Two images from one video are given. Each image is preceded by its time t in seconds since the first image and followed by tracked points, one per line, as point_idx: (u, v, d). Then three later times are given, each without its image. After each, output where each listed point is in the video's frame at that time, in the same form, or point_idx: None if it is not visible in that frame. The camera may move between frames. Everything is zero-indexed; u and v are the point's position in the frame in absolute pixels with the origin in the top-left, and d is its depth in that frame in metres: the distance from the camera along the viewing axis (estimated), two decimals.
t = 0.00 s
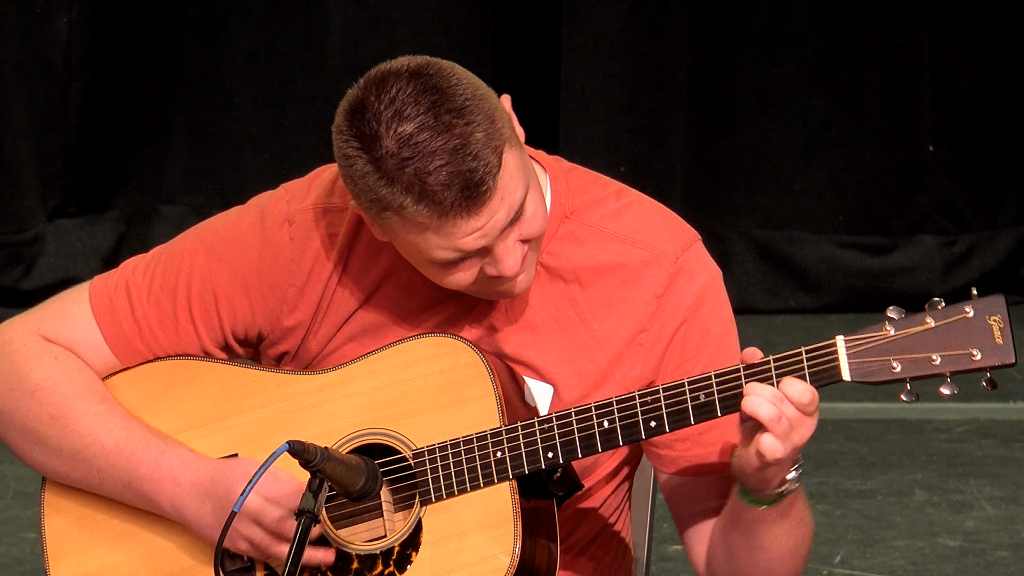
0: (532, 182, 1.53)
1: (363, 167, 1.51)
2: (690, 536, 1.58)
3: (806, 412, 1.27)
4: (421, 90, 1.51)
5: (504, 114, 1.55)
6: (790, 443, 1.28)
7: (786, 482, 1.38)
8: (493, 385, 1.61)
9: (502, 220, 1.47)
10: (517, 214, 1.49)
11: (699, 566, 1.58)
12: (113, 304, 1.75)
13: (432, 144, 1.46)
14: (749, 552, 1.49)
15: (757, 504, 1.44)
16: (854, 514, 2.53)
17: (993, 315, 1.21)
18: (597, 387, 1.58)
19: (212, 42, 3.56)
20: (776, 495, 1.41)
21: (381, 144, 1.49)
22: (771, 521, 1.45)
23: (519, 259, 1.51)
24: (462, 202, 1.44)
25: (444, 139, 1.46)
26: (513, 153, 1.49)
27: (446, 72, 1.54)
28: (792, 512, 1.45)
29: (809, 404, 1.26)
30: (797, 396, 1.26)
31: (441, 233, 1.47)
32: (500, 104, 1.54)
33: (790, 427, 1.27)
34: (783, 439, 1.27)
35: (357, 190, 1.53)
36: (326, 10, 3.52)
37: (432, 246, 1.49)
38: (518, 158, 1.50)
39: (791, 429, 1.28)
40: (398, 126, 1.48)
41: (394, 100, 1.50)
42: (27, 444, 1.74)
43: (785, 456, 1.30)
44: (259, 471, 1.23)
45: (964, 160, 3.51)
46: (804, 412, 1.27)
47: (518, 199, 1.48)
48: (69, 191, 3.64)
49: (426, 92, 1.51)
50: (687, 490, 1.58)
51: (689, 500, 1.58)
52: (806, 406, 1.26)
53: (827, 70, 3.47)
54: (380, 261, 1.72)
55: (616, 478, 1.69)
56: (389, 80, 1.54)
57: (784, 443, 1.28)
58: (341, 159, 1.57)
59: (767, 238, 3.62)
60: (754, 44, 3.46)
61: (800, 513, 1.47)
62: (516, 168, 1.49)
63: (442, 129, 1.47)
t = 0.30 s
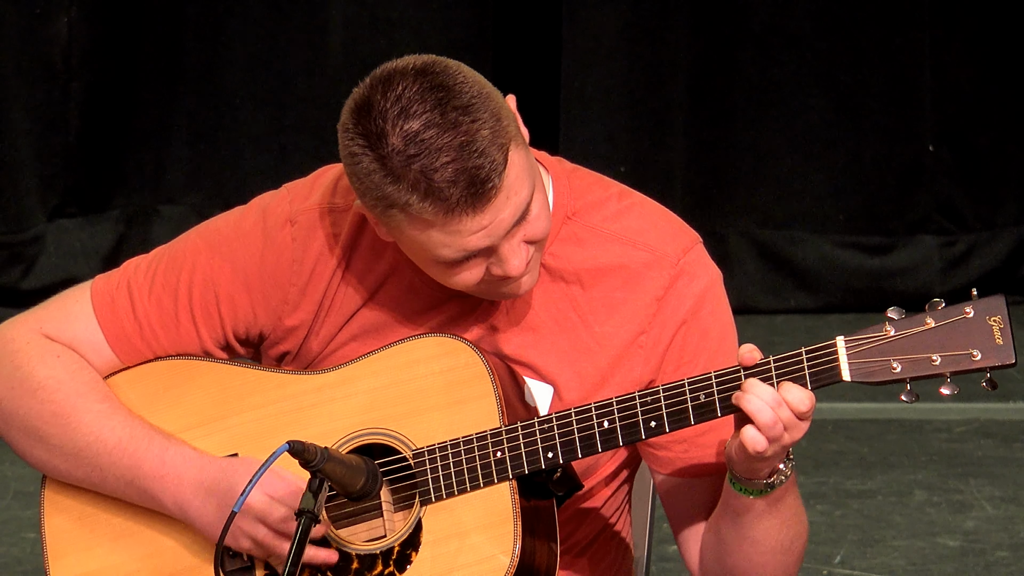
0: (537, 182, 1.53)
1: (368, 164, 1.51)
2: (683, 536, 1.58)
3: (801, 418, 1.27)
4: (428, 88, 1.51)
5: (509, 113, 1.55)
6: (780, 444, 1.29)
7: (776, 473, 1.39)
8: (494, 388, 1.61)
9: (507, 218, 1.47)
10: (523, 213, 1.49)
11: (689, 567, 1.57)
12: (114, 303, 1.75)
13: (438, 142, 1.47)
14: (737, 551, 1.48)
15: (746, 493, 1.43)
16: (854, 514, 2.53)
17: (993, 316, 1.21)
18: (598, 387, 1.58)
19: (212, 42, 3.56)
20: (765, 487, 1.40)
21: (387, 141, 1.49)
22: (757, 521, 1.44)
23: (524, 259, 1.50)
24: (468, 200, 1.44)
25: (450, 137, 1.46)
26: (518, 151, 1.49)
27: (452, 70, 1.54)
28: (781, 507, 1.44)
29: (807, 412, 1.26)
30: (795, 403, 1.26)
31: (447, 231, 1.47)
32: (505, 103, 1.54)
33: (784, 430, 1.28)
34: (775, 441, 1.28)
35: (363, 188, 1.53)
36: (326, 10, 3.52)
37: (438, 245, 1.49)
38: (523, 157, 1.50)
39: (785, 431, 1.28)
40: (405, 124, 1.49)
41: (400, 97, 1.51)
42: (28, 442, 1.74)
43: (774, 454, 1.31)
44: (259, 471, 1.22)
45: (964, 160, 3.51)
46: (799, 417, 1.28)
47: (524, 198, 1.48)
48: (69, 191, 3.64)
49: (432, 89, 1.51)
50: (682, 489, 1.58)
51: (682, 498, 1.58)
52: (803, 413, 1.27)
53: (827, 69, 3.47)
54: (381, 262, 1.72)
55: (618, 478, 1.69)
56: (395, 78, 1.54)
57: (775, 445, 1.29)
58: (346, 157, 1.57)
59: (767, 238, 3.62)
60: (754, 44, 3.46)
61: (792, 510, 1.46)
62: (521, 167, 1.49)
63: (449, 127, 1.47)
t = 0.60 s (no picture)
0: (535, 182, 1.53)
1: (368, 167, 1.52)
2: (707, 527, 1.58)
3: (826, 407, 1.25)
4: (425, 90, 1.51)
5: (507, 113, 1.55)
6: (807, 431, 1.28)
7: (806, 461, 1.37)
8: (490, 382, 1.61)
9: (507, 218, 1.47)
10: (523, 213, 1.49)
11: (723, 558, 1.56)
12: (113, 303, 1.75)
13: (437, 143, 1.47)
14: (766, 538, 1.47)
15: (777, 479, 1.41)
16: (854, 514, 2.53)
17: (990, 312, 1.21)
18: (599, 382, 1.58)
19: (211, 42, 3.56)
20: (795, 474, 1.39)
21: (385, 144, 1.50)
22: (786, 505, 1.43)
23: (525, 259, 1.50)
24: (468, 200, 1.44)
25: (449, 137, 1.46)
26: (516, 151, 1.49)
27: (449, 71, 1.54)
28: (811, 493, 1.42)
29: (830, 400, 1.24)
30: (818, 392, 1.24)
31: (447, 232, 1.47)
32: (503, 104, 1.54)
33: (808, 418, 1.26)
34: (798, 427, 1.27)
35: (362, 191, 1.53)
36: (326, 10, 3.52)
37: (439, 246, 1.49)
38: (522, 157, 1.51)
39: (810, 419, 1.27)
40: (403, 125, 1.49)
41: (398, 99, 1.51)
42: (27, 442, 1.74)
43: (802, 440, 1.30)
44: (259, 471, 1.22)
45: (964, 159, 3.50)
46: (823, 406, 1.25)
47: (523, 198, 1.48)
48: (70, 191, 3.64)
49: (429, 91, 1.51)
50: (699, 482, 1.58)
51: (701, 491, 1.58)
52: (826, 402, 1.24)
53: (827, 69, 3.46)
54: (380, 262, 1.72)
55: (617, 472, 1.69)
56: (392, 81, 1.54)
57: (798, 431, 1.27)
58: (345, 160, 1.57)
59: (767, 239, 3.62)
60: (754, 45, 3.46)
61: (822, 496, 1.44)
62: (520, 168, 1.49)
63: (447, 128, 1.47)
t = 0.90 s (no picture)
0: (536, 186, 1.53)
1: (368, 171, 1.51)
2: (696, 534, 1.57)
3: (824, 405, 1.26)
4: (425, 93, 1.51)
5: (507, 117, 1.55)
6: (803, 433, 1.27)
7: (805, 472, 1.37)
8: (490, 385, 1.61)
9: (507, 222, 1.46)
10: (524, 217, 1.49)
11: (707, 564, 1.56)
12: (112, 305, 1.75)
13: (437, 146, 1.47)
14: (756, 548, 1.47)
15: (773, 492, 1.41)
16: (854, 514, 2.53)
17: (991, 314, 1.21)
18: (598, 386, 1.58)
19: (211, 41, 3.56)
20: (793, 486, 1.39)
21: (386, 147, 1.50)
22: (782, 515, 1.43)
23: (525, 263, 1.50)
24: (468, 204, 1.44)
25: (449, 141, 1.46)
26: (517, 155, 1.49)
27: (449, 75, 1.54)
28: (805, 505, 1.43)
29: (828, 397, 1.25)
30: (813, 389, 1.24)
31: (448, 235, 1.47)
32: (503, 107, 1.54)
33: (805, 417, 1.26)
34: (795, 431, 1.27)
35: (362, 195, 1.53)
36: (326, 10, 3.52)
37: (439, 250, 1.49)
38: (522, 160, 1.51)
39: (806, 420, 1.26)
40: (403, 129, 1.49)
41: (398, 103, 1.51)
42: (25, 443, 1.74)
43: (801, 449, 1.29)
44: (259, 471, 1.22)
45: (964, 159, 3.50)
46: (821, 404, 1.26)
47: (524, 202, 1.48)
48: (69, 191, 3.64)
49: (429, 94, 1.51)
50: (693, 485, 1.58)
51: (693, 494, 1.58)
52: (823, 399, 1.25)
53: (827, 69, 3.46)
54: (380, 263, 1.72)
55: (619, 473, 1.69)
56: (392, 85, 1.54)
57: (797, 435, 1.27)
58: (345, 164, 1.57)
59: (767, 239, 3.62)
60: (754, 45, 3.46)
61: (814, 508, 1.44)
62: (520, 171, 1.49)
63: (447, 131, 1.47)
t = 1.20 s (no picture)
0: (533, 183, 1.53)
1: (365, 170, 1.51)
2: (702, 532, 1.58)
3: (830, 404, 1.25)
4: (420, 91, 1.51)
5: (503, 114, 1.55)
6: (806, 432, 1.27)
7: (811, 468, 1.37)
8: (489, 384, 1.61)
9: (505, 218, 1.47)
10: (521, 213, 1.49)
11: (717, 563, 1.56)
12: (111, 303, 1.75)
13: (433, 143, 1.47)
14: (765, 544, 1.47)
15: (780, 489, 1.41)
16: (854, 514, 2.53)
17: (988, 310, 1.22)
18: (597, 384, 1.58)
19: (212, 42, 3.57)
20: (801, 483, 1.38)
21: (382, 146, 1.50)
22: (789, 513, 1.43)
23: (523, 260, 1.50)
24: (465, 200, 1.44)
25: (445, 138, 1.46)
26: (513, 151, 1.49)
27: (444, 72, 1.54)
28: (812, 501, 1.42)
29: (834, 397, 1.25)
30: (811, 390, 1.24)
31: (445, 233, 1.47)
32: (499, 104, 1.54)
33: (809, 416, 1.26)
34: (791, 429, 1.27)
35: (360, 194, 1.53)
36: (326, 10, 3.52)
37: (438, 248, 1.49)
38: (519, 156, 1.50)
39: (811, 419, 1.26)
40: (399, 127, 1.49)
41: (394, 101, 1.50)
42: (23, 444, 1.74)
43: (800, 448, 1.29)
44: (259, 472, 1.22)
45: (964, 159, 3.50)
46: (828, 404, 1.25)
47: (521, 198, 1.48)
48: (69, 191, 3.64)
49: (424, 92, 1.51)
50: (696, 482, 1.58)
51: (698, 492, 1.59)
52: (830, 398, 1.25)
53: (827, 69, 3.47)
54: (379, 262, 1.72)
55: (619, 472, 1.69)
56: (387, 83, 1.54)
57: (794, 434, 1.27)
58: (343, 163, 1.57)
59: (767, 239, 3.62)
60: (753, 45, 3.47)
61: (821, 504, 1.44)
62: (517, 167, 1.49)
63: (442, 128, 1.47)
